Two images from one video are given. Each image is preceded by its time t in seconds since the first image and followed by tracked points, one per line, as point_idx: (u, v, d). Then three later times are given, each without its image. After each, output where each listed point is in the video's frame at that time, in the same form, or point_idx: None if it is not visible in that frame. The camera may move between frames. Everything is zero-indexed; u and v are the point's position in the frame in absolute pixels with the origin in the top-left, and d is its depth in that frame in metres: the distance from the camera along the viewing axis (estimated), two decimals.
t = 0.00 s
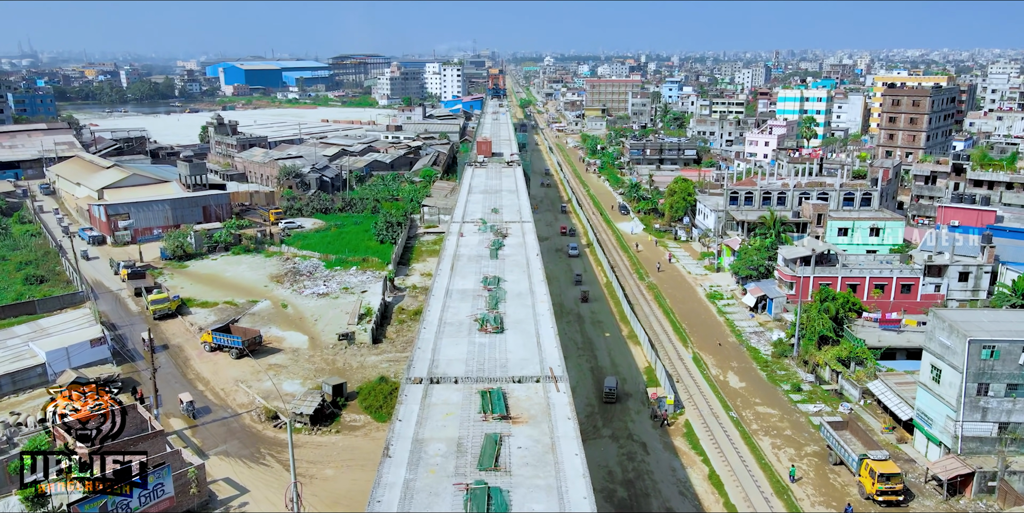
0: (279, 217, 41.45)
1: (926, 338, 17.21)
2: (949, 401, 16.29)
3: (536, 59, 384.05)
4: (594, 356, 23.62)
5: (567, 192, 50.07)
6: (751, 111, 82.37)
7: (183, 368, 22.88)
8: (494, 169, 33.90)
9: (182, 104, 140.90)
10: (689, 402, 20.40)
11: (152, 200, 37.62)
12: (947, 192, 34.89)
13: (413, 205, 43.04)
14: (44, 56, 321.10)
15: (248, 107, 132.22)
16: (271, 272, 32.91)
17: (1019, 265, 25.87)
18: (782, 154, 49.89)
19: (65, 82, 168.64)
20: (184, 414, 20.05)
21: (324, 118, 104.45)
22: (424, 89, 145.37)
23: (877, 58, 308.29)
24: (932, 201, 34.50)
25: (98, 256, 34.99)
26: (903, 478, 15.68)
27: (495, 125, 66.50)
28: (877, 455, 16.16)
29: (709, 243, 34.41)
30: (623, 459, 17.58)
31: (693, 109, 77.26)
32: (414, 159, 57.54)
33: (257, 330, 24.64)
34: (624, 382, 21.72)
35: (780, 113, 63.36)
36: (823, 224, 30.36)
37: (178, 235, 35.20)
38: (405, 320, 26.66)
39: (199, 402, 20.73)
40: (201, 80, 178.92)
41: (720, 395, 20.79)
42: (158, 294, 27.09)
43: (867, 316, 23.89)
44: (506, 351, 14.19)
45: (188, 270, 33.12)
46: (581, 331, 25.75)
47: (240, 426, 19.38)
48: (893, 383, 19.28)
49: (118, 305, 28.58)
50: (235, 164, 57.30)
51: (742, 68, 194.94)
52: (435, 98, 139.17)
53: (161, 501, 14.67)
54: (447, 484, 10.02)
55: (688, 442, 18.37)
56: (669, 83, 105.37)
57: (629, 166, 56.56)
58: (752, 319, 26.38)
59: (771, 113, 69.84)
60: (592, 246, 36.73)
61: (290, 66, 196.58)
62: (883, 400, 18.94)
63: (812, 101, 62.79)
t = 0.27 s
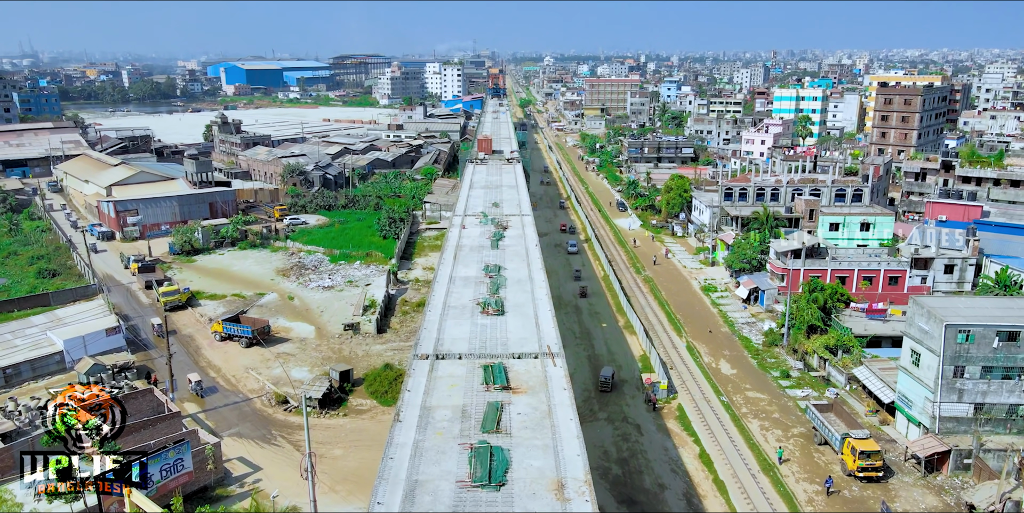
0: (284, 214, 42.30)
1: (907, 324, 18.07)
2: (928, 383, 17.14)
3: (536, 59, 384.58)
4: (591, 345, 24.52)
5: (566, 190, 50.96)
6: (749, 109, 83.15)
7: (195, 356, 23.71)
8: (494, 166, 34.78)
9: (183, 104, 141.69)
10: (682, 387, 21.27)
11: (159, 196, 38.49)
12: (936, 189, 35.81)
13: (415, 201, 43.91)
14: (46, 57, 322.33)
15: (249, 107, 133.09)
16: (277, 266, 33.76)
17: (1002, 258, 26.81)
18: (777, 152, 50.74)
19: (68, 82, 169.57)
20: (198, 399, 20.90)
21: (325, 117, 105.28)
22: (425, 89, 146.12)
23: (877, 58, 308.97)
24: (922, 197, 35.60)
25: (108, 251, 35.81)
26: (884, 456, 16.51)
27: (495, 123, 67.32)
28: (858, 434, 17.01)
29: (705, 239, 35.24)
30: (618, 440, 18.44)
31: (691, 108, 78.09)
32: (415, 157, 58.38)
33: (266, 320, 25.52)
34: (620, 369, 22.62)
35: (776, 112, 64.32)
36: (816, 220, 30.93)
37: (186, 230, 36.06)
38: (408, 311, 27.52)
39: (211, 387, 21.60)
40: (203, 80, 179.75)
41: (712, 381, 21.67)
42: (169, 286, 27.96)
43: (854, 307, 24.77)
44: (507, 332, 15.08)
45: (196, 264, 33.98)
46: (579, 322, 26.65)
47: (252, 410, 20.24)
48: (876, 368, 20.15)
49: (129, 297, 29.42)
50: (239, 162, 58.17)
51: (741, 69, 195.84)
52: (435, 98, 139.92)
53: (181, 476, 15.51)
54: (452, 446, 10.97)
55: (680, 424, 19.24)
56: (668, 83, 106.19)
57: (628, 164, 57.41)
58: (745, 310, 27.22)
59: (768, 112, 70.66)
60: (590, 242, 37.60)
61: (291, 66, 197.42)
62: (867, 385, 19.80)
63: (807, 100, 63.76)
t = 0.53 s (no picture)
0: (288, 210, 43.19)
1: (889, 311, 18.93)
2: (908, 367, 18.01)
3: (536, 58, 385.42)
4: (589, 334, 25.39)
5: (566, 187, 51.82)
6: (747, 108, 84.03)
7: (206, 345, 24.57)
8: (495, 163, 35.59)
9: (185, 104, 142.52)
10: (676, 374, 22.13)
11: (167, 193, 39.32)
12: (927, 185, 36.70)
13: (417, 198, 44.78)
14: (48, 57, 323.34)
15: (251, 107, 133.97)
16: (283, 260, 34.61)
17: (988, 251, 27.19)
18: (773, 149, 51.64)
19: (70, 81, 170.33)
20: (210, 386, 21.72)
21: (327, 116, 106.07)
22: (425, 89, 146.89)
23: (875, 58, 309.82)
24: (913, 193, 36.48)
25: (118, 246, 36.62)
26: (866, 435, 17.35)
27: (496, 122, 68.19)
28: (843, 415, 17.86)
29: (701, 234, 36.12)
30: (614, 422, 19.30)
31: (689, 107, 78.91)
32: (417, 155, 59.23)
33: (274, 311, 26.36)
34: (617, 356, 23.48)
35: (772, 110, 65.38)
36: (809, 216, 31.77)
37: (194, 226, 36.92)
38: (412, 303, 28.39)
39: (223, 375, 22.42)
40: (204, 79, 180.59)
41: (704, 368, 22.54)
42: (179, 280, 28.77)
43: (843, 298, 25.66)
44: (508, 315, 15.97)
45: (204, 258, 34.83)
46: (577, 312, 27.52)
47: (263, 395, 21.08)
48: (862, 355, 21.00)
49: (140, 290, 30.26)
50: (243, 160, 59.04)
51: (739, 68, 196.66)
52: (436, 97, 140.76)
53: (199, 453, 16.28)
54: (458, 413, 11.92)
55: (674, 407, 20.11)
56: (667, 82, 106.99)
57: (626, 162, 58.27)
58: (739, 302, 28.08)
59: (764, 112, 71.55)
60: (588, 237, 38.44)
61: (292, 66, 198.25)
62: (853, 371, 20.66)
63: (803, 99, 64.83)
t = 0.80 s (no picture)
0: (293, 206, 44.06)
1: (875, 299, 19.78)
2: (892, 353, 18.86)
3: (536, 59, 386.25)
4: (587, 325, 26.25)
5: (565, 185, 52.68)
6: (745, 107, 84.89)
7: (217, 335, 25.43)
8: (496, 160, 36.42)
9: (188, 103, 143.33)
10: (671, 362, 22.99)
11: (175, 190, 40.21)
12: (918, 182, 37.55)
13: (420, 195, 45.65)
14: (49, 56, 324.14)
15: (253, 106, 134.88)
16: (289, 255, 35.46)
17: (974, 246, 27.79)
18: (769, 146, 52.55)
19: (72, 81, 171.08)
20: (222, 373, 22.57)
21: (328, 116, 106.93)
22: (425, 89, 147.69)
23: (874, 58, 310.62)
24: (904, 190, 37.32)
25: (127, 242, 37.49)
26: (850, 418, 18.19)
27: (497, 121, 69.06)
28: (828, 398, 18.72)
29: (697, 230, 36.99)
30: (611, 406, 20.14)
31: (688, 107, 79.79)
32: (419, 153, 60.10)
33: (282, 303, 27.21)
34: (614, 346, 24.34)
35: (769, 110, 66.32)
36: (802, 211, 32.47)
37: (201, 222, 37.78)
38: (415, 296, 29.25)
39: (234, 363, 23.27)
40: (206, 79, 181.38)
41: (698, 356, 23.41)
42: (189, 273, 29.61)
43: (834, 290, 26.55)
44: (510, 301, 16.84)
45: (212, 253, 35.67)
46: (576, 304, 28.38)
47: (273, 382, 21.93)
48: (850, 343, 21.85)
49: (151, 283, 31.11)
50: (247, 158, 59.92)
51: (738, 69, 197.49)
52: (436, 97, 141.60)
53: (216, 433, 17.19)
54: (464, 385, 12.89)
55: (668, 393, 20.96)
56: (666, 82, 107.83)
57: (625, 160, 59.14)
58: (733, 295, 28.92)
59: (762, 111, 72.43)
60: (587, 233, 39.29)
61: (293, 66, 199.13)
62: (840, 358, 21.50)
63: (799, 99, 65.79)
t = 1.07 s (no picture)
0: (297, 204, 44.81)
1: (862, 290, 20.53)
2: (878, 341, 19.61)
3: (536, 58, 386.74)
4: (586, 317, 27.01)
5: (565, 183, 53.42)
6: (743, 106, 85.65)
7: (226, 327, 26.17)
8: (497, 158, 37.17)
9: (189, 103, 144.01)
10: (667, 352, 23.75)
11: (181, 187, 40.95)
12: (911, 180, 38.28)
13: (422, 193, 46.38)
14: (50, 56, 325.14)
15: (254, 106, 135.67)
16: (294, 251, 36.21)
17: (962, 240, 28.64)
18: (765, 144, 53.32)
19: (75, 81, 171.80)
20: (232, 362, 23.31)
21: (330, 115, 107.70)
22: (426, 88, 148.41)
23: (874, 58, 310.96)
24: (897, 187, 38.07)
25: (135, 238, 38.19)
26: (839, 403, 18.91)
27: (497, 120, 69.81)
28: (818, 385, 19.45)
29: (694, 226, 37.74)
30: (608, 394, 20.87)
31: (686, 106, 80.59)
32: (420, 152, 60.86)
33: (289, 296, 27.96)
34: (612, 336, 25.11)
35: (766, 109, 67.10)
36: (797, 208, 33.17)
37: (207, 219, 38.52)
38: (418, 289, 30.01)
39: (244, 353, 24.01)
40: (207, 78, 182.11)
41: (693, 346, 24.17)
42: (197, 268, 30.34)
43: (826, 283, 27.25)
44: (512, 289, 17.60)
45: (219, 249, 36.42)
46: (575, 298, 29.14)
47: (281, 370, 22.68)
48: (839, 333, 22.60)
49: (160, 278, 31.84)
50: (251, 157, 60.68)
51: (737, 68, 198.00)
52: (437, 96, 142.34)
53: (229, 416, 17.96)
54: (469, 363, 13.74)
55: (664, 381, 21.70)
56: (665, 82, 108.56)
57: (624, 158, 59.90)
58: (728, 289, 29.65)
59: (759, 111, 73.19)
60: (587, 229, 40.03)
61: (294, 66, 199.88)
62: (830, 347, 22.25)
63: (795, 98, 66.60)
